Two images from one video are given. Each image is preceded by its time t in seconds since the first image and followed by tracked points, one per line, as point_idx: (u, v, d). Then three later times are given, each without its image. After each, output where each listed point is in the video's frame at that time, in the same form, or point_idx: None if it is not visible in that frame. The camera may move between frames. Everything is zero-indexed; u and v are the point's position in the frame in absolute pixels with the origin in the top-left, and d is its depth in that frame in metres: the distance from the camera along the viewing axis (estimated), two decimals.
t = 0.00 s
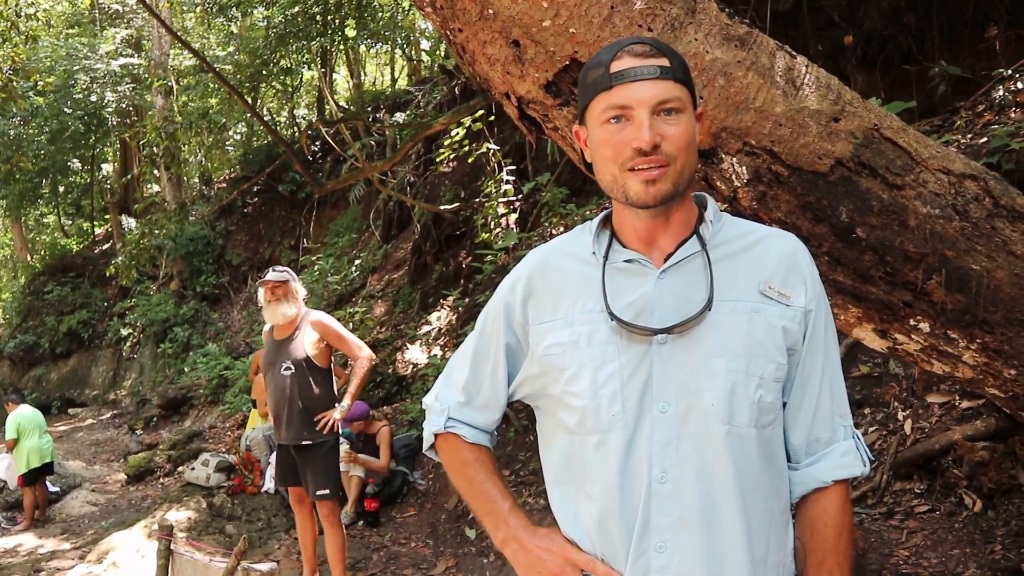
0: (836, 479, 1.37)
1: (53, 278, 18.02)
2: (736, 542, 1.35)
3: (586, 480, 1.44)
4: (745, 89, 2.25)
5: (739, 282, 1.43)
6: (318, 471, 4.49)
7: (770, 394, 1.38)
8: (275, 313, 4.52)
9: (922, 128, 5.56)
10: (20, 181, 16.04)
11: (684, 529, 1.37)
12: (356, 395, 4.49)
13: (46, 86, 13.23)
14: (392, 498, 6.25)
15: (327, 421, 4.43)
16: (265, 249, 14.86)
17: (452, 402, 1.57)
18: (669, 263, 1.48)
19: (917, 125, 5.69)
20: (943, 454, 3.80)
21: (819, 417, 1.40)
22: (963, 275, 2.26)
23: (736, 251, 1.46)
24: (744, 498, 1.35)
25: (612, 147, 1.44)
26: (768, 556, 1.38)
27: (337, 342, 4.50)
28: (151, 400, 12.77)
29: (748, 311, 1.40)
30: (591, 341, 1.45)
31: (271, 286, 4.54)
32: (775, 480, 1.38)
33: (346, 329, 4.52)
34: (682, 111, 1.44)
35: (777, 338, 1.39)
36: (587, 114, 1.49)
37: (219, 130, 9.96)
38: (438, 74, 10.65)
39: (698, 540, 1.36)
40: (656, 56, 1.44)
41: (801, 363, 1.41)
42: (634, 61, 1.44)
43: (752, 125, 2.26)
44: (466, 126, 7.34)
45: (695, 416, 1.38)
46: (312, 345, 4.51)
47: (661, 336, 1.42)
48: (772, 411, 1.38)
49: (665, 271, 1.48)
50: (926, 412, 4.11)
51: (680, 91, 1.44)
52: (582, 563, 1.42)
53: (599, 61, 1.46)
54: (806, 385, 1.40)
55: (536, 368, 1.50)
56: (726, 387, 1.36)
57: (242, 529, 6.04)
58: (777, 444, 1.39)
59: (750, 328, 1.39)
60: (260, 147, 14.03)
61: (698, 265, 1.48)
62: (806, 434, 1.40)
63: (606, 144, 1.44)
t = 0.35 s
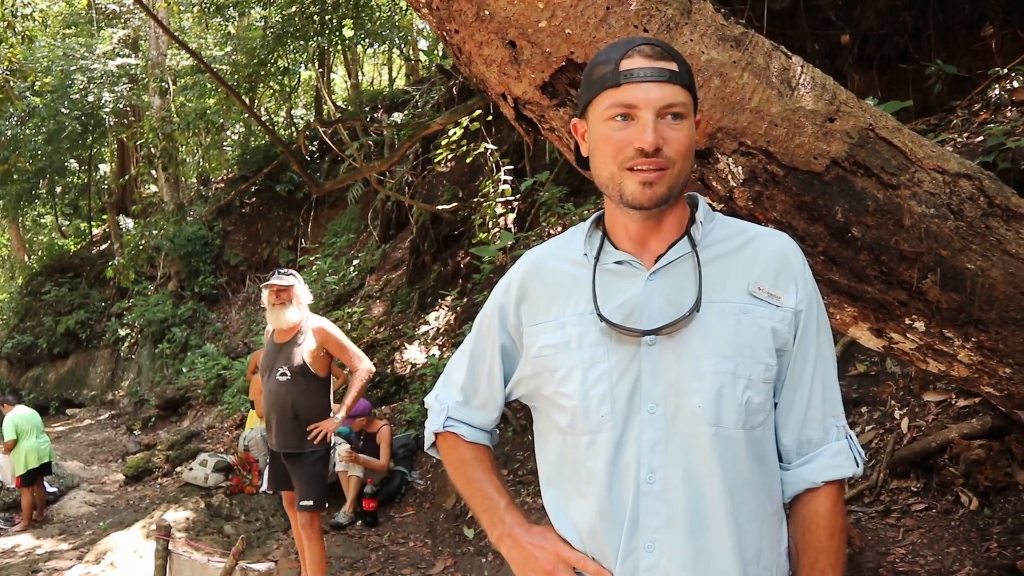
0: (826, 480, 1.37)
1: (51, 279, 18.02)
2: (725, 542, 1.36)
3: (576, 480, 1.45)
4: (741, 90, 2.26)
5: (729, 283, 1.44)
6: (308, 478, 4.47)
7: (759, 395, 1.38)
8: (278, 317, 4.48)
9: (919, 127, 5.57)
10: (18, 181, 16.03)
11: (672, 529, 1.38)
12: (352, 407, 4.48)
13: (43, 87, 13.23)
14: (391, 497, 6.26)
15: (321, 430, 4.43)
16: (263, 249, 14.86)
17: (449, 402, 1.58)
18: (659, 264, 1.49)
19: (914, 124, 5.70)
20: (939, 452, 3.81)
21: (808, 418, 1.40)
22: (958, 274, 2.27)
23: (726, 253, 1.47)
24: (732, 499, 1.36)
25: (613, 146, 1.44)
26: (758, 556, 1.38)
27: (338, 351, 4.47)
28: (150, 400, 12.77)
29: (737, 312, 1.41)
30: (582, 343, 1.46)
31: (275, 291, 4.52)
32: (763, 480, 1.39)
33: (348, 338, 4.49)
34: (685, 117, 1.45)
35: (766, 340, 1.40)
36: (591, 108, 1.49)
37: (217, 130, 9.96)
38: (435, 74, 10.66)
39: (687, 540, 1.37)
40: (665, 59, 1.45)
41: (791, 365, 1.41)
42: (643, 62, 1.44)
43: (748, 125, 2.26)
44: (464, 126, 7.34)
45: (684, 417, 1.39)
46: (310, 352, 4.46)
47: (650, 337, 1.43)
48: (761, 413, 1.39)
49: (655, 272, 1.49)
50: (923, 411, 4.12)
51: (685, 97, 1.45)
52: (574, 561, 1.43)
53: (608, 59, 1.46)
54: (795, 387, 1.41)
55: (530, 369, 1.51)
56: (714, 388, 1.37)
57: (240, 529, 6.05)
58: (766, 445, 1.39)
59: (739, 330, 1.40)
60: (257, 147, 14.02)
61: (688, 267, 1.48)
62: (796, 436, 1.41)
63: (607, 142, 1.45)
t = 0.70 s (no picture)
0: (826, 482, 1.37)
1: (49, 281, 18.00)
2: (721, 543, 1.36)
3: (574, 479, 1.44)
4: (738, 90, 2.26)
5: (730, 284, 1.43)
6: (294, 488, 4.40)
7: (759, 396, 1.38)
8: (284, 319, 4.50)
9: (917, 127, 5.57)
10: (16, 184, 16.00)
11: (668, 529, 1.38)
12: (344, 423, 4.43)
13: (41, 89, 13.21)
14: (389, 498, 6.25)
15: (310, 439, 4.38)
16: (261, 251, 14.85)
17: (448, 399, 1.58)
18: (661, 264, 1.49)
19: (912, 124, 5.70)
20: (938, 452, 3.80)
21: (809, 420, 1.40)
22: (956, 274, 2.27)
23: (728, 255, 1.47)
24: (729, 500, 1.35)
25: (619, 145, 1.43)
26: (755, 558, 1.38)
27: (336, 361, 4.41)
28: (149, 402, 12.75)
29: (737, 314, 1.41)
30: (581, 342, 1.46)
31: (286, 291, 4.57)
32: (763, 481, 1.38)
33: (349, 349, 4.44)
34: (689, 115, 1.45)
35: (766, 341, 1.39)
36: (594, 108, 1.49)
37: (215, 132, 9.94)
38: (433, 75, 10.65)
39: (683, 539, 1.37)
40: (668, 58, 1.46)
41: (791, 367, 1.41)
42: (646, 60, 1.44)
43: (745, 125, 2.26)
44: (462, 127, 7.31)
45: (682, 418, 1.39)
46: (307, 360, 4.43)
47: (651, 337, 1.42)
48: (760, 414, 1.38)
49: (656, 272, 1.49)
50: (922, 411, 4.12)
51: (688, 94, 1.45)
52: (571, 560, 1.42)
53: (609, 60, 1.47)
54: (796, 389, 1.40)
55: (528, 367, 1.51)
56: (713, 388, 1.37)
57: (239, 531, 6.04)
58: (765, 446, 1.39)
59: (740, 331, 1.40)
60: (255, 148, 13.99)
61: (690, 267, 1.48)
62: (796, 438, 1.40)
63: (612, 142, 1.44)
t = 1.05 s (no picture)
0: (823, 483, 1.36)
1: (48, 283, 17.98)
2: (716, 543, 1.35)
3: (570, 477, 1.44)
4: (736, 89, 2.25)
5: (727, 284, 1.43)
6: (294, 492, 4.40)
7: (754, 397, 1.37)
8: (275, 322, 4.48)
9: (915, 127, 5.57)
10: (14, 186, 15.97)
11: (663, 528, 1.37)
12: (341, 425, 4.39)
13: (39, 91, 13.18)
14: (388, 499, 6.24)
15: (307, 443, 4.37)
16: (260, 252, 14.85)
17: (447, 397, 1.57)
18: (659, 262, 1.48)
19: (911, 123, 5.70)
20: (937, 451, 3.80)
21: (806, 420, 1.39)
22: (954, 273, 2.27)
23: (726, 255, 1.46)
24: (724, 500, 1.35)
25: (615, 148, 1.43)
26: (751, 557, 1.37)
27: (328, 362, 4.35)
28: (148, 404, 12.72)
29: (733, 314, 1.40)
30: (578, 341, 1.45)
31: (275, 293, 4.54)
32: (759, 481, 1.38)
33: (341, 350, 4.38)
34: (683, 114, 1.44)
35: (762, 341, 1.39)
36: (589, 112, 1.48)
37: (213, 133, 9.93)
38: (431, 76, 10.65)
39: (678, 538, 1.36)
40: (659, 59, 1.45)
41: (788, 367, 1.40)
42: (639, 62, 1.44)
43: (742, 125, 2.26)
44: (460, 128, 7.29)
45: (677, 417, 1.38)
46: (301, 363, 4.40)
47: (646, 336, 1.41)
48: (755, 414, 1.37)
49: (654, 271, 1.49)
50: (921, 410, 4.12)
51: (682, 95, 1.44)
52: (568, 557, 1.42)
53: (602, 62, 1.46)
54: (793, 389, 1.39)
55: (526, 365, 1.50)
56: (708, 389, 1.36)
57: (238, 533, 6.03)
58: (761, 446, 1.38)
59: (736, 331, 1.39)
60: (254, 150, 13.99)
61: (688, 266, 1.48)
62: (793, 438, 1.40)
63: (609, 145, 1.44)
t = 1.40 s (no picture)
0: (820, 485, 1.36)
1: (45, 285, 17.95)
2: (711, 544, 1.35)
3: (567, 479, 1.44)
4: (734, 90, 2.25)
5: (725, 286, 1.42)
6: (289, 492, 4.38)
7: (749, 399, 1.37)
8: (267, 317, 4.50)
9: (913, 127, 5.58)
10: (11, 187, 15.94)
11: (659, 529, 1.37)
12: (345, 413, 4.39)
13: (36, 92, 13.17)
14: (386, 500, 6.23)
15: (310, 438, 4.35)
16: (257, 253, 14.84)
17: (450, 397, 1.57)
18: (656, 264, 1.48)
19: (907, 124, 5.71)
20: (936, 451, 3.80)
21: (803, 422, 1.38)
22: (952, 274, 2.27)
23: (723, 257, 1.46)
24: (719, 501, 1.35)
25: (602, 153, 1.44)
26: (748, 558, 1.37)
27: (325, 353, 4.39)
28: (145, 405, 12.70)
29: (730, 315, 1.40)
30: (576, 342, 1.45)
31: (268, 290, 4.58)
32: (755, 482, 1.38)
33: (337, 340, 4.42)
34: (673, 122, 1.43)
35: (758, 344, 1.38)
36: (580, 117, 1.49)
37: (210, 134, 9.92)
38: (428, 77, 10.66)
39: (674, 539, 1.36)
40: (651, 65, 1.43)
41: (784, 369, 1.40)
42: (630, 69, 1.43)
43: (740, 126, 2.26)
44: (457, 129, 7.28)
45: (674, 419, 1.38)
46: (297, 357, 4.40)
47: (643, 338, 1.41)
48: (751, 416, 1.37)
49: (651, 273, 1.48)
50: (919, 410, 4.12)
51: (672, 102, 1.42)
52: (566, 557, 1.43)
53: (595, 66, 1.46)
54: (790, 390, 1.39)
55: (526, 366, 1.50)
56: (704, 390, 1.36)
57: (236, 535, 6.02)
58: (757, 447, 1.38)
59: (732, 333, 1.39)
60: (251, 151, 13.98)
61: (684, 268, 1.47)
62: (790, 440, 1.39)
63: (597, 151, 1.44)
